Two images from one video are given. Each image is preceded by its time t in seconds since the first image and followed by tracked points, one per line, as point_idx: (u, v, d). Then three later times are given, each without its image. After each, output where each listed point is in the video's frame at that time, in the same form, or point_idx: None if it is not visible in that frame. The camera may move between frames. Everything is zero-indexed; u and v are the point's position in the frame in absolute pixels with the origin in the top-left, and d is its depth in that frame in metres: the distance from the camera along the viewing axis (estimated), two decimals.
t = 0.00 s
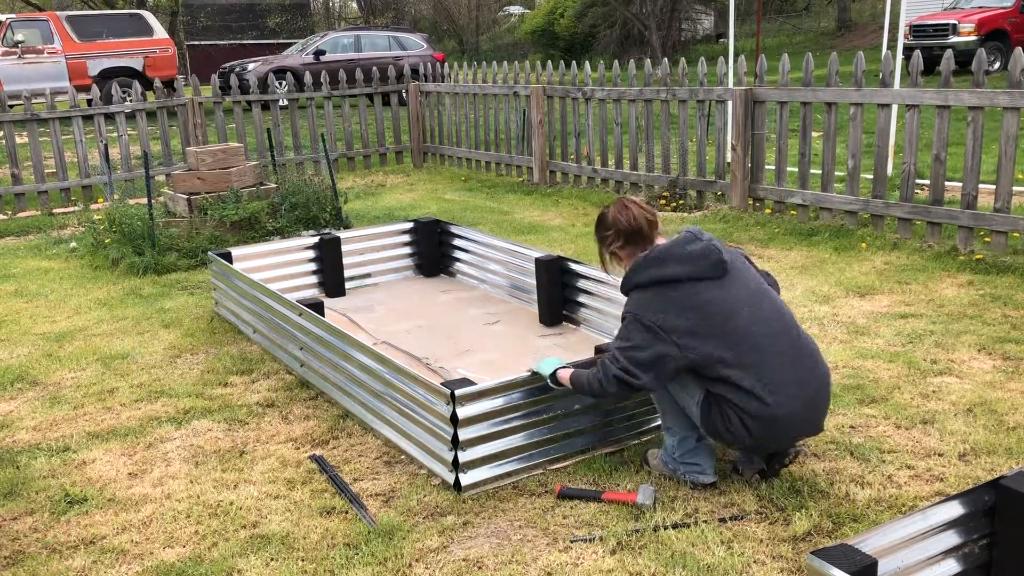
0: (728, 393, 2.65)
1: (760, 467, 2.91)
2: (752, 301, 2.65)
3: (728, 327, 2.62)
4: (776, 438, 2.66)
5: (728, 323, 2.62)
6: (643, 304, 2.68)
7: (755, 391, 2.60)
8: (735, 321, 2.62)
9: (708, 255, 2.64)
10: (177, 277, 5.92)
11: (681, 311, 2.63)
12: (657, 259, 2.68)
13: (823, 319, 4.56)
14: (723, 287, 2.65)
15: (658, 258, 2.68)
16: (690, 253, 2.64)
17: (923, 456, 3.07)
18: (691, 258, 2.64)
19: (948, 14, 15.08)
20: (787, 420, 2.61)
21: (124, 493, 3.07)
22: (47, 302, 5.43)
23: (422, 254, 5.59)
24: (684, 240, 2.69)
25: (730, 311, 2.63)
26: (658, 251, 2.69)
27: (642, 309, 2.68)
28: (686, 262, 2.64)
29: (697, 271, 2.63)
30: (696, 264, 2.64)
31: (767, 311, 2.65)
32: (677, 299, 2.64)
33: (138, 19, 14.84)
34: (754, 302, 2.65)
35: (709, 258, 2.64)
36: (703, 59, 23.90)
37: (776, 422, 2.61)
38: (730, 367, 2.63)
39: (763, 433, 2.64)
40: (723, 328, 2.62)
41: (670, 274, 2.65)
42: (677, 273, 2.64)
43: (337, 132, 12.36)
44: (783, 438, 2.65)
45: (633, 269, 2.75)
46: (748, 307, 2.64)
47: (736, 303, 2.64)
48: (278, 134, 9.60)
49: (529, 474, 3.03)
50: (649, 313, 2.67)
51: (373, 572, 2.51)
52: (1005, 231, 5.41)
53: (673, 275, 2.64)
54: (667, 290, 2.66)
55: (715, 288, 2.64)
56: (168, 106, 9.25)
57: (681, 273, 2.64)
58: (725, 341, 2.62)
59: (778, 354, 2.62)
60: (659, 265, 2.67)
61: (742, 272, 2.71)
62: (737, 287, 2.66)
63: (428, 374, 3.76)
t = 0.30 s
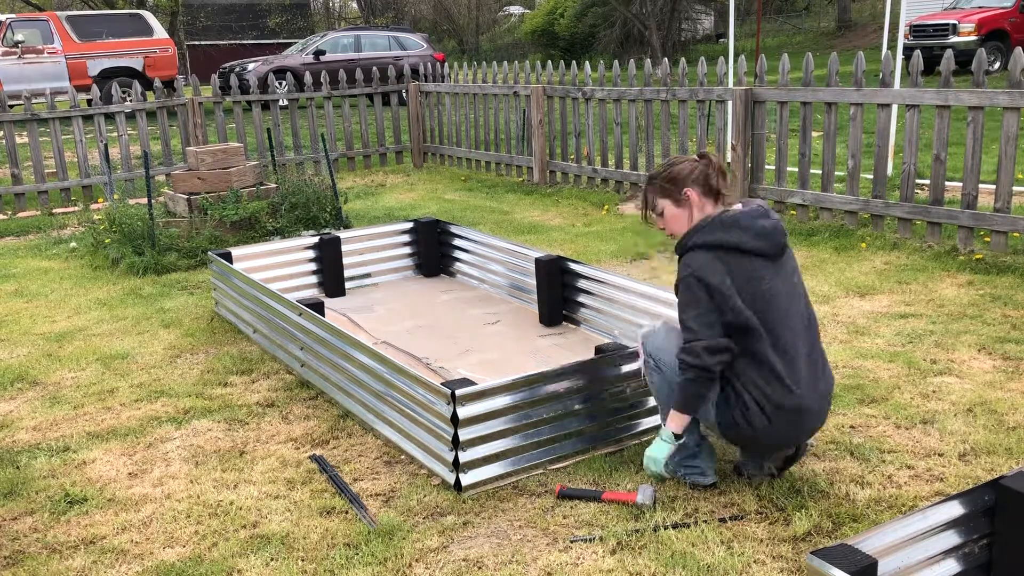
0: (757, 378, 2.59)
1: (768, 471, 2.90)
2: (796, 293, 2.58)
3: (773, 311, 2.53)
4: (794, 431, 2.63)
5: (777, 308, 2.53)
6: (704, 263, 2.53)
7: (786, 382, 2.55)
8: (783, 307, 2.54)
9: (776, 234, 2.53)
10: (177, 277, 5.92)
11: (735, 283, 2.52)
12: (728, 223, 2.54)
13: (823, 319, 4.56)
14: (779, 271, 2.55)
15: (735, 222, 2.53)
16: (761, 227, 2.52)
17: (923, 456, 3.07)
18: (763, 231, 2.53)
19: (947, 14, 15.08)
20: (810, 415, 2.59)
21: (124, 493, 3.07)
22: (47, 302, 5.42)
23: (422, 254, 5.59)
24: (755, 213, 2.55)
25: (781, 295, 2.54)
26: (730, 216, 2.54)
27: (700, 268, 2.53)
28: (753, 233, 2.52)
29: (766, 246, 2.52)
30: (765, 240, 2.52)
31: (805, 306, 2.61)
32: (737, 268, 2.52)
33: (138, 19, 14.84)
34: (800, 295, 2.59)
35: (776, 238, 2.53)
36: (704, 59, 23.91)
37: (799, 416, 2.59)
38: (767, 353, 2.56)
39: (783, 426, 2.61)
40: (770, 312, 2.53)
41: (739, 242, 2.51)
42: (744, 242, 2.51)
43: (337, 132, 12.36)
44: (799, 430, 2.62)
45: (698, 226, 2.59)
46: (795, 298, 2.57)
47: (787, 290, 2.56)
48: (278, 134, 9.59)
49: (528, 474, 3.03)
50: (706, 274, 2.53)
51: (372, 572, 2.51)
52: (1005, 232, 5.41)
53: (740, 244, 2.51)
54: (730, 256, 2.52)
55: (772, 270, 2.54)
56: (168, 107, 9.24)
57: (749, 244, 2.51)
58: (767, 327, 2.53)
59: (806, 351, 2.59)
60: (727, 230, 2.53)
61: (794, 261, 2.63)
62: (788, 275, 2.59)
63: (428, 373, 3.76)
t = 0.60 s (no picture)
0: (736, 378, 2.62)
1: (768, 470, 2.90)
2: (766, 291, 2.63)
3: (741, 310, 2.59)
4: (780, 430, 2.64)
5: (744, 308, 2.59)
6: (667, 270, 2.62)
7: (764, 380, 2.58)
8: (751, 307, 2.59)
9: (741, 236, 2.59)
10: (177, 277, 5.92)
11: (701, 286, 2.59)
12: (690, 228, 2.61)
13: (822, 319, 4.56)
14: (745, 271, 2.61)
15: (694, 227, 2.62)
16: (723, 229, 2.59)
17: (923, 456, 3.07)
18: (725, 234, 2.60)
19: (947, 14, 15.08)
20: (793, 411, 2.60)
21: (124, 492, 3.07)
22: (47, 302, 5.42)
23: (422, 254, 5.58)
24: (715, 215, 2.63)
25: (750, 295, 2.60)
26: (692, 221, 2.62)
27: (665, 276, 2.62)
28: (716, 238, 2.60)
29: (729, 249, 2.58)
30: (726, 242, 2.58)
31: (777, 303, 2.64)
32: (702, 272, 2.58)
33: (138, 19, 14.84)
34: (771, 292, 2.63)
35: (740, 238, 2.59)
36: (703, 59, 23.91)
37: (782, 414, 2.60)
38: (742, 353, 2.60)
39: (768, 425, 2.62)
40: (737, 311, 2.59)
41: (701, 247, 2.59)
42: (706, 247, 2.59)
43: (337, 133, 12.36)
44: (784, 429, 2.64)
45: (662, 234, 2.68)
46: (765, 296, 2.62)
47: (756, 288, 2.61)
48: (278, 134, 9.60)
49: (529, 474, 3.03)
50: (669, 281, 2.61)
51: (372, 572, 2.51)
52: (1005, 232, 5.41)
53: (702, 249, 2.58)
54: (694, 261, 2.59)
55: (739, 270, 2.60)
56: (168, 107, 9.24)
57: (712, 248, 2.58)
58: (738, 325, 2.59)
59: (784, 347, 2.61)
60: (690, 236, 2.60)
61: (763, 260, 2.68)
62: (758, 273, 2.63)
63: (427, 373, 3.76)
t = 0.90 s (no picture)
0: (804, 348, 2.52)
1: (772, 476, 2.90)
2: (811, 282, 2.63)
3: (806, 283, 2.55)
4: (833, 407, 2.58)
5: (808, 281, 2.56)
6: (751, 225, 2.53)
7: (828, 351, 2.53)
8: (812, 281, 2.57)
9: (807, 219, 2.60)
10: (177, 277, 5.92)
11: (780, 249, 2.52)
12: (767, 199, 2.57)
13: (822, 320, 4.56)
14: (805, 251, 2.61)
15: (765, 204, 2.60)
16: (793, 207, 2.58)
17: (923, 456, 3.07)
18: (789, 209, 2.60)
19: (947, 14, 15.08)
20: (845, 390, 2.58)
21: (124, 493, 3.07)
22: (47, 302, 5.42)
23: (422, 254, 5.58)
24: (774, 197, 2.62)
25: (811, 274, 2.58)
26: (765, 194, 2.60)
27: (750, 235, 2.51)
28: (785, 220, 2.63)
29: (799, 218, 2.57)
30: (798, 217, 2.57)
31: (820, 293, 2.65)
32: (783, 238, 2.53)
33: (138, 19, 14.83)
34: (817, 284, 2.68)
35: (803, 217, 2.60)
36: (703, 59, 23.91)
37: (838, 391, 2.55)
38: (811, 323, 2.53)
39: (827, 400, 2.53)
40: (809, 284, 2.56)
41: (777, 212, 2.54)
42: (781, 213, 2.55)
43: (337, 132, 12.36)
44: (835, 410, 2.57)
45: (735, 203, 2.60)
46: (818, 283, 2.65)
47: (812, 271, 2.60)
48: (278, 134, 9.59)
49: (529, 474, 3.03)
50: (756, 240, 2.51)
51: (372, 572, 2.51)
52: (1005, 232, 5.41)
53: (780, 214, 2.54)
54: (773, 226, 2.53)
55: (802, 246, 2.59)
56: (168, 107, 9.24)
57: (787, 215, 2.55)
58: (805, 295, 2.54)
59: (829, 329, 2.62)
60: (769, 204, 2.55)
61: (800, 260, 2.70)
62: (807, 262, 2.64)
63: (427, 374, 3.76)
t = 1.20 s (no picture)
0: (771, 361, 2.53)
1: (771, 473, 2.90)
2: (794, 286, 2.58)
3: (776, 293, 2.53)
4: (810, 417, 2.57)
5: (784, 292, 2.53)
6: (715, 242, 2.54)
7: (800, 361, 2.51)
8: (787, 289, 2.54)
9: (785, 223, 2.54)
10: (177, 277, 5.92)
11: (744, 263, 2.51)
12: (739, 212, 2.54)
13: (822, 320, 4.56)
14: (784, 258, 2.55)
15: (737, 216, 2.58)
16: (768, 216, 2.53)
17: (923, 456, 3.07)
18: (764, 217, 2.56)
19: (947, 14, 15.08)
20: (823, 397, 2.55)
21: (124, 493, 3.07)
22: (47, 302, 5.42)
23: (422, 254, 5.58)
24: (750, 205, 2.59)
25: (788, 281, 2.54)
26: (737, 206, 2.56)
27: (711, 254, 2.53)
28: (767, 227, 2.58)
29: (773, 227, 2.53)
30: (773, 227, 2.52)
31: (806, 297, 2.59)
32: (748, 254, 2.51)
33: (138, 19, 14.83)
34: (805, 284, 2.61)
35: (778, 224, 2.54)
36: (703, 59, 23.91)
37: (814, 399, 2.54)
38: (779, 335, 2.53)
39: (799, 411, 2.54)
40: (780, 293, 2.53)
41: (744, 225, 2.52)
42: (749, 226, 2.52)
43: (337, 132, 12.36)
44: (812, 417, 2.57)
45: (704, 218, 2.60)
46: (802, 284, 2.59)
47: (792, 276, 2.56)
48: (278, 134, 9.60)
49: (529, 474, 3.04)
50: (716, 260, 2.52)
51: (372, 572, 2.51)
52: (1005, 232, 5.40)
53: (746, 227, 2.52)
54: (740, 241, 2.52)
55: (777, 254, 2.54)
56: (168, 107, 9.24)
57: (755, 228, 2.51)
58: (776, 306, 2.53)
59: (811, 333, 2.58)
60: (739, 219, 2.53)
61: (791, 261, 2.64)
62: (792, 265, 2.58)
63: (427, 374, 3.77)
